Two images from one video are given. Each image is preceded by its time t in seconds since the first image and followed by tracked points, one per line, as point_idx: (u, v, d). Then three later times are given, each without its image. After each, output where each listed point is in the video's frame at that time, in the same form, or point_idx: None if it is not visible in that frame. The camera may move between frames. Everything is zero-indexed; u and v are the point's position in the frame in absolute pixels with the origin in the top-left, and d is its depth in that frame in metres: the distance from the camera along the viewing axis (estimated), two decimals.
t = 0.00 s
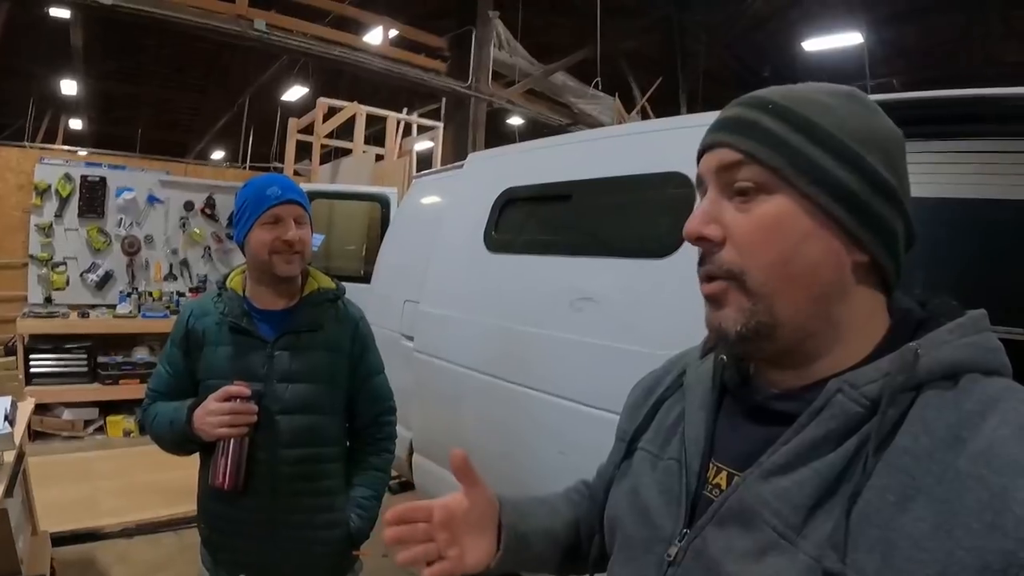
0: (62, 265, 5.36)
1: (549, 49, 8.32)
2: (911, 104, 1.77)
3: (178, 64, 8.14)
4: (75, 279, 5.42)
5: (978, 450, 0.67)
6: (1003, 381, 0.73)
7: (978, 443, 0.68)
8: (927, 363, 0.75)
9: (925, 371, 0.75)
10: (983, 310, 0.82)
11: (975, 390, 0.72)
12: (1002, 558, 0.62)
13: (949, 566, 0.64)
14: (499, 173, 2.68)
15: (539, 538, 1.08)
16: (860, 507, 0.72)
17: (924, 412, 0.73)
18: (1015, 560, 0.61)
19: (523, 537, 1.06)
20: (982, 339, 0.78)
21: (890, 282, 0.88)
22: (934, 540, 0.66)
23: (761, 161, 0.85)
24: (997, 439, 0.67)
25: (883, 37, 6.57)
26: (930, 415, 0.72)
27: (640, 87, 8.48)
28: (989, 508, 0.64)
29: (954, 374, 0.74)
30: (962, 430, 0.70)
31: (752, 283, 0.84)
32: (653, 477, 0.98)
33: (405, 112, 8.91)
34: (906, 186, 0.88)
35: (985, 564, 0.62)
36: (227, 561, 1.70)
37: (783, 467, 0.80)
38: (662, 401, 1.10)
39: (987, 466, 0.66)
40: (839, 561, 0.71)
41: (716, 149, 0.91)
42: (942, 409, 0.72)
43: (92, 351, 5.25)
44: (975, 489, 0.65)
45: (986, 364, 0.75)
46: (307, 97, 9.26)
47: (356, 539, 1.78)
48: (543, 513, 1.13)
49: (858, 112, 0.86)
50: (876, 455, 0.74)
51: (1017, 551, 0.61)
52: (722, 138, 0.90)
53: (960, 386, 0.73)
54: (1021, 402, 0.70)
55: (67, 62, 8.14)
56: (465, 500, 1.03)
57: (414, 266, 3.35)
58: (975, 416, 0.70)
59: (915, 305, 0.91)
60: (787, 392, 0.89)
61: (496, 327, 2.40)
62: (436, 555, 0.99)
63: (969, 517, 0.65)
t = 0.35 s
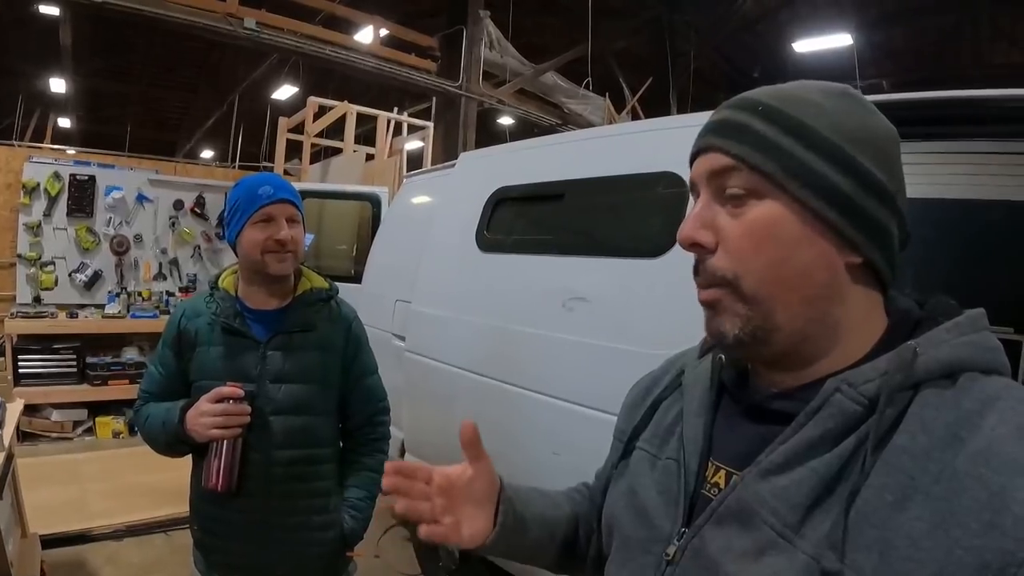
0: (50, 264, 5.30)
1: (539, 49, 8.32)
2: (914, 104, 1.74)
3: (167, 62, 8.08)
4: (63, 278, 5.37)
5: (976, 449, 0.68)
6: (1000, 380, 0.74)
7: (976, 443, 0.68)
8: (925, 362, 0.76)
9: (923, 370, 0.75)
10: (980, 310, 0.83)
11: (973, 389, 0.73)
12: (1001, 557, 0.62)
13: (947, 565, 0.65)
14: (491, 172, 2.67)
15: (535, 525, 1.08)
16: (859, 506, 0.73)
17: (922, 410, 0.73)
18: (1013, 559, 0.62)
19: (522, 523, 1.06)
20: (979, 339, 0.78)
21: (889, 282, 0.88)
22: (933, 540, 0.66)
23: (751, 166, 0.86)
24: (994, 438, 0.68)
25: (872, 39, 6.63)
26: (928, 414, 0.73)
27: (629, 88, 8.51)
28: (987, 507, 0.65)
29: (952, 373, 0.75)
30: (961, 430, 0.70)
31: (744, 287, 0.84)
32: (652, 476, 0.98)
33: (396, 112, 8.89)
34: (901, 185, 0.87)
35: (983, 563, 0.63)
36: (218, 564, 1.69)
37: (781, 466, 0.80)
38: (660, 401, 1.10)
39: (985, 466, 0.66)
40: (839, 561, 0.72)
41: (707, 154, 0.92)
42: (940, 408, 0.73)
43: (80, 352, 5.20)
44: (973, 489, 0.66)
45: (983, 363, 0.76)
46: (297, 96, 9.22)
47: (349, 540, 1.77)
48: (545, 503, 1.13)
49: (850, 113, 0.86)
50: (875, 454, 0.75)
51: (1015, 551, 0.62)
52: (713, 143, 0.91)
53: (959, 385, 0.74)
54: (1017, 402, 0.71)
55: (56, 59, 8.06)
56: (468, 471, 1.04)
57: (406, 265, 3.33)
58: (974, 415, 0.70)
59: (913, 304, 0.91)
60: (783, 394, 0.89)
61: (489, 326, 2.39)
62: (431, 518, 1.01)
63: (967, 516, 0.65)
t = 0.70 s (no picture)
0: (46, 260, 5.27)
1: (537, 47, 8.32)
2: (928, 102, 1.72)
3: (164, 58, 8.05)
4: (59, 274, 5.34)
5: (978, 447, 0.68)
6: (1001, 378, 0.74)
7: (978, 440, 0.68)
8: (924, 359, 0.76)
9: (923, 368, 0.76)
10: (980, 307, 0.83)
11: (973, 387, 0.73)
12: (1003, 556, 0.62)
13: (947, 564, 0.65)
14: (489, 169, 2.66)
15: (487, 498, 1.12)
16: (859, 504, 0.73)
17: (923, 408, 0.74)
18: (1014, 558, 0.62)
19: (472, 491, 1.11)
20: (980, 335, 0.78)
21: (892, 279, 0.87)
22: (933, 538, 0.66)
23: (727, 172, 0.87)
24: (996, 436, 0.68)
25: (871, 39, 6.65)
26: (929, 412, 0.73)
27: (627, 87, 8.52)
28: (990, 504, 0.65)
29: (951, 371, 0.75)
30: (962, 427, 0.70)
31: (717, 289, 0.86)
32: (651, 473, 0.98)
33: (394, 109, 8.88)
34: (898, 183, 0.83)
35: (985, 563, 0.63)
36: (215, 561, 1.68)
37: (780, 463, 0.80)
38: (657, 399, 1.10)
39: (988, 464, 0.66)
40: (838, 558, 0.72)
41: (698, 154, 0.93)
42: (941, 405, 0.73)
43: (76, 348, 5.18)
44: (975, 488, 0.66)
45: (985, 361, 0.76)
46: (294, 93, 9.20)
47: (346, 536, 1.77)
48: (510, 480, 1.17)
49: (842, 111, 0.82)
50: (875, 451, 0.75)
51: (1018, 550, 0.62)
52: (701, 144, 0.92)
53: (959, 382, 0.74)
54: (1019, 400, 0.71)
55: (53, 55, 8.01)
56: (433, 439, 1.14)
57: (403, 262, 3.32)
58: (975, 413, 0.70)
59: (914, 302, 0.91)
60: (780, 392, 0.89)
61: (486, 324, 2.39)
62: (387, 457, 1.13)
63: (969, 515, 0.65)
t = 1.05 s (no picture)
0: (45, 265, 5.28)
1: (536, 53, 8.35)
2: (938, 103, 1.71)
3: (164, 63, 8.07)
4: (59, 279, 5.35)
5: (967, 447, 0.68)
6: (991, 379, 0.75)
7: (967, 441, 0.68)
8: (915, 361, 0.76)
9: (913, 369, 0.76)
10: (973, 309, 0.83)
11: (963, 388, 0.73)
12: (991, 556, 0.62)
13: (934, 562, 0.65)
14: (489, 174, 2.66)
15: (484, 544, 1.17)
16: (849, 503, 0.73)
17: (912, 409, 0.74)
18: (1004, 559, 0.62)
19: (467, 546, 1.17)
20: (972, 337, 0.79)
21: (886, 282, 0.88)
22: (922, 538, 0.67)
23: (714, 185, 0.88)
24: (985, 437, 0.68)
25: (868, 43, 6.67)
26: (918, 412, 0.73)
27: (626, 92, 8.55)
28: (978, 506, 0.65)
29: (941, 372, 0.75)
30: (951, 428, 0.71)
31: (712, 304, 0.87)
32: (648, 473, 0.98)
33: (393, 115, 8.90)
34: (884, 185, 0.84)
35: (973, 563, 0.63)
36: (214, 565, 1.68)
37: (772, 463, 0.81)
38: (656, 401, 1.11)
39: (975, 464, 0.67)
40: (826, 556, 0.73)
41: (684, 168, 0.94)
42: (931, 405, 0.73)
43: (75, 352, 5.18)
44: (962, 488, 0.66)
45: (975, 363, 0.76)
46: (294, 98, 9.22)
47: (346, 541, 1.78)
48: (506, 524, 1.21)
49: (824, 117, 0.83)
50: (865, 451, 0.75)
51: (1005, 550, 0.62)
52: (687, 159, 0.92)
53: (948, 383, 0.74)
54: (1008, 401, 0.71)
55: (53, 60, 8.04)
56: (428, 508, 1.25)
57: (403, 268, 3.33)
58: (963, 414, 0.71)
59: (908, 304, 0.91)
60: (775, 393, 0.90)
61: (485, 328, 2.39)
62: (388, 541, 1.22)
63: (957, 515, 0.66)
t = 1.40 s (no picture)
0: (40, 258, 5.24)
1: (534, 49, 8.33)
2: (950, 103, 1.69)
3: (160, 56, 8.02)
4: (53, 272, 5.31)
5: (974, 447, 0.67)
6: (997, 379, 0.74)
7: (974, 440, 0.68)
8: (921, 361, 0.76)
9: (919, 369, 0.75)
10: (979, 309, 0.82)
11: (970, 388, 0.73)
12: (998, 556, 0.62)
13: (942, 562, 0.64)
14: (488, 169, 2.65)
15: (484, 543, 1.16)
16: (855, 503, 0.73)
17: (919, 409, 0.74)
18: (1011, 559, 0.61)
19: (468, 544, 1.16)
20: (977, 336, 0.78)
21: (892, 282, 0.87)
22: (928, 538, 0.66)
23: (730, 166, 0.87)
24: (992, 435, 0.67)
25: (867, 43, 6.69)
26: (924, 412, 0.73)
27: (624, 89, 8.53)
28: (984, 505, 0.64)
29: (948, 372, 0.75)
30: (957, 427, 0.70)
31: (720, 287, 0.86)
32: (651, 473, 0.98)
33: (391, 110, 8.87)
34: (899, 185, 0.83)
35: (981, 563, 0.63)
36: (209, 562, 1.67)
37: (777, 464, 0.80)
38: (657, 401, 1.10)
39: (982, 463, 0.66)
40: (832, 557, 0.72)
41: (702, 151, 0.93)
42: (937, 405, 0.73)
43: (69, 347, 5.15)
44: (968, 488, 0.66)
45: (980, 361, 0.76)
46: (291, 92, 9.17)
47: (342, 539, 1.77)
48: (506, 521, 1.20)
49: (843, 111, 0.82)
50: (871, 451, 0.74)
51: (1012, 551, 0.61)
52: (705, 141, 0.92)
53: (955, 383, 0.74)
54: (1015, 400, 0.71)
55: (48, 52, 7.98)
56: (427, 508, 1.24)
57: (400, 263, 3.32)
58: (970, 413, 0.70)
59: (912, 304, 0.91)
60: (780, 392, 0.89)
61: (484, 324, 2.38)
62: (390, 540, 1.21)
63: (964, 515, 0.65)
